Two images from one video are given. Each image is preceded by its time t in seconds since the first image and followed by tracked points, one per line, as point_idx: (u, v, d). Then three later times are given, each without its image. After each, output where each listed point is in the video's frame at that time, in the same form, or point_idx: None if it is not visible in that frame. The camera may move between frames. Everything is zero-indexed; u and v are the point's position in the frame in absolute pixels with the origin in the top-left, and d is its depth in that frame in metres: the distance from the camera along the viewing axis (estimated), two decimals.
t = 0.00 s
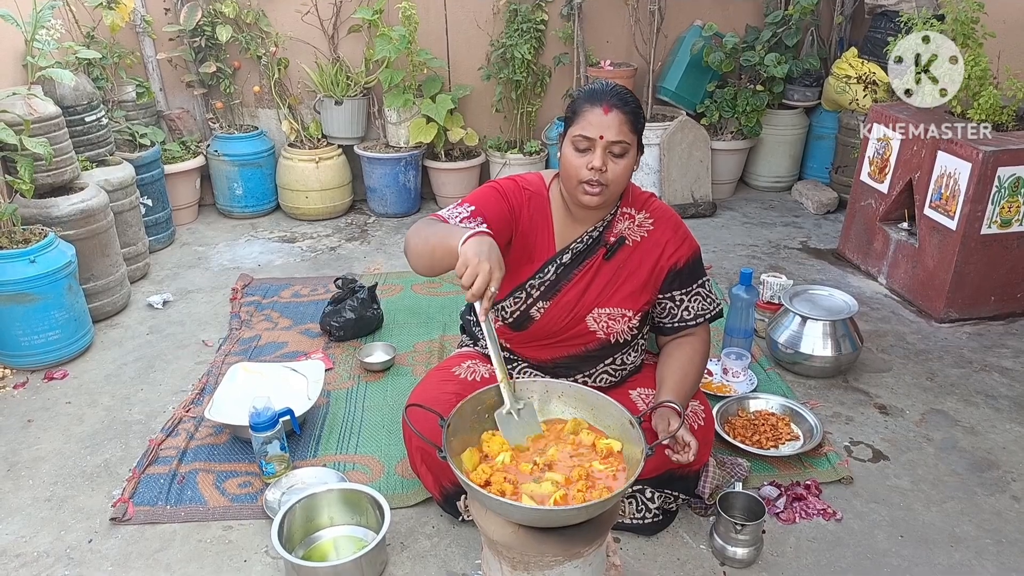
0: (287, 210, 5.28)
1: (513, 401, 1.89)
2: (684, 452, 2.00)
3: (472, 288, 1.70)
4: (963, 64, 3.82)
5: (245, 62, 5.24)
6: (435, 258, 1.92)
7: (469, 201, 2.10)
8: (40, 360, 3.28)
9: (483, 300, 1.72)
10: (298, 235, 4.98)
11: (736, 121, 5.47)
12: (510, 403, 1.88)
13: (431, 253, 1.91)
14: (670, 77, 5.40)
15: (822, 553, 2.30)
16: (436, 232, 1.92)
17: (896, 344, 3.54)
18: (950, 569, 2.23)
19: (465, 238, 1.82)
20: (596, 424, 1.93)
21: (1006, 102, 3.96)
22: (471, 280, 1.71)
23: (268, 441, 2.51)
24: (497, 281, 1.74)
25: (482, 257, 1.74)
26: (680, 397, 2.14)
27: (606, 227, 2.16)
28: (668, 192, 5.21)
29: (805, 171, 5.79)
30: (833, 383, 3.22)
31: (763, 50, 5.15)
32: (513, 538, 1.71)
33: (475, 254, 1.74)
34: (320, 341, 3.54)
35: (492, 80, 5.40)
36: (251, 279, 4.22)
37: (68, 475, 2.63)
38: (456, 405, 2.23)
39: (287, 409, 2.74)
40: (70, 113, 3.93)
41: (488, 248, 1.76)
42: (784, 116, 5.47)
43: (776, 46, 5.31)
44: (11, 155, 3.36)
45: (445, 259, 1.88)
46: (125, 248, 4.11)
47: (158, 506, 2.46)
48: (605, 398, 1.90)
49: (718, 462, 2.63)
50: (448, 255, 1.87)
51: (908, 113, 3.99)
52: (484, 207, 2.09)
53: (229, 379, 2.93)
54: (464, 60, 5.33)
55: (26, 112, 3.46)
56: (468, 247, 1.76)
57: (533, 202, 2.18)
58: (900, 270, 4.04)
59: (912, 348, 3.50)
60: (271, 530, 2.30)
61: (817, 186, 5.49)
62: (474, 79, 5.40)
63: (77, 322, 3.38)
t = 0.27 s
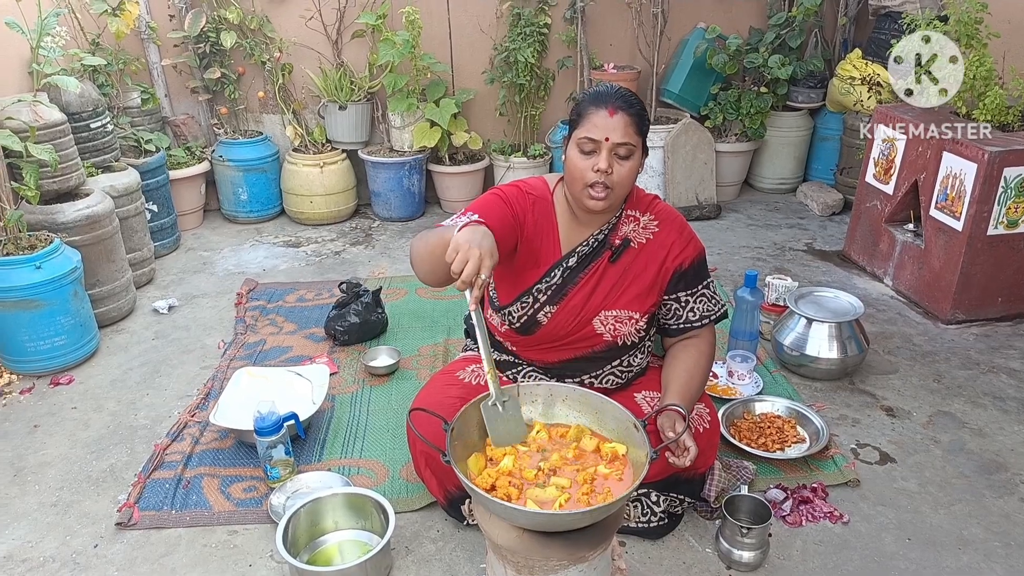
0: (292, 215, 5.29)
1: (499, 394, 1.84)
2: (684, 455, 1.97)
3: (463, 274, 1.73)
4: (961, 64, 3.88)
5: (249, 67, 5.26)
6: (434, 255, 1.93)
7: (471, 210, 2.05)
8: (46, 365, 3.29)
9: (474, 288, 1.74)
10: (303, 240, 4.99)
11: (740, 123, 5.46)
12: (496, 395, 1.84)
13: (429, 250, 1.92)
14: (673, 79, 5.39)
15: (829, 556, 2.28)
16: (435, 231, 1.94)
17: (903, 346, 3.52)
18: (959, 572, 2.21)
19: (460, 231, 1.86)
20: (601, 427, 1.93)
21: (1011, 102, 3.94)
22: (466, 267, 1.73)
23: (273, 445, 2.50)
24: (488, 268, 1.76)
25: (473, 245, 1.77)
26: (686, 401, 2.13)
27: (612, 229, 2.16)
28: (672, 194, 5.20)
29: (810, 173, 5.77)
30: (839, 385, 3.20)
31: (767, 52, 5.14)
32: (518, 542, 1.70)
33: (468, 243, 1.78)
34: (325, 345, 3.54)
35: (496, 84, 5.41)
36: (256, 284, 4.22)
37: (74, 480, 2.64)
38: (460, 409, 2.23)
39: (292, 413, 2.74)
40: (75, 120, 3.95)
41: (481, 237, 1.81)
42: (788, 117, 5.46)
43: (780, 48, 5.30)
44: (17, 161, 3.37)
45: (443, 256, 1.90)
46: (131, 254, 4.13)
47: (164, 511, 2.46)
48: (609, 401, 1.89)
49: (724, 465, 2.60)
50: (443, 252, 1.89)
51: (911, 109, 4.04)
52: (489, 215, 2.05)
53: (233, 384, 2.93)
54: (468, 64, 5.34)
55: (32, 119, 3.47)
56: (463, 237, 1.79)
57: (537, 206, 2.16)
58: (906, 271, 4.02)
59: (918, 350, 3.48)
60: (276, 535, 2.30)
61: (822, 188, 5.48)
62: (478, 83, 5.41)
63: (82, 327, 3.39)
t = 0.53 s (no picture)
0: (298, 216, 5.29)
1: (508, 401, 1.74)
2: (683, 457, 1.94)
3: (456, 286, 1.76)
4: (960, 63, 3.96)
5: (255, 69, 5.27)
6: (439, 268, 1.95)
7: (479, 214, 2.04)
8: (54, 368, 3.31)
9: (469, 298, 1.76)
10: (309, 241, 5.00)
11: (747, 122, 5.44)
12: (505, 402, 1.74)
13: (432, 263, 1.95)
14: (679, 79, 5.37)
15: (837, 559, 2.26)
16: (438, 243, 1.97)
17: (912, 346, 3.49)
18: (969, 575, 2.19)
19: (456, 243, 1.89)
20: (606, 430, 1.91)
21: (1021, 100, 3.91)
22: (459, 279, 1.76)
23: (278, 448, 2.51)
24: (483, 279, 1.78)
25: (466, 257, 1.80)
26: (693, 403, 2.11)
27: (618, 231, 2.15)
28: (679, 194, 5.18)
29: (817, 172, 5.74)
30: (848, 386, 3.18)
31: (774, 51, 5.11)
32: (524, 546, 1.69)
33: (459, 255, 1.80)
34: (330, 347, 3.54)
35: (501, 85, 5.40)
36: (262, 286, 4.23)
37: (81, 483, 2.65)
38: (465, 412, 2.22)
39: (297, 415, 2.74)
40: (82, 123, 3.96)
41: (475, 248, 1.83)
42: (795, 116, 5.43)
43: (787, 47, 5.28)
44: (24, 165, 3.39)
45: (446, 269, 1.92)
46: (137, 256, 4.14)
47: (170, 514, 2.46)
48: (615, 404, 1.88)
49: (731, 468, 2.59)
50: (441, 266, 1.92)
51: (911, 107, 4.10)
52: (496, 220, 2.05)
53: (239, 386, 2.93)
54: (473, 65, 5.33)
55: (39, 122, 3.49)
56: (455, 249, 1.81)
57: (543, 209, 2.16)
58: (915, 271, 3.99)
59: (928, 350, 3.45)
60: (282, 538, 2.30)
61: (829, 187, 5.45)
62: (483, 84, 5.40)
63: (89, 330, 3.40)
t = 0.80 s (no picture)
0: (301, 220, 5.30)
1: (502, 449, 1.72)
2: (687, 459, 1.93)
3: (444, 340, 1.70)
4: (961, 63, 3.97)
5: (257, 74, 5.28)
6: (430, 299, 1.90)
7: (480, 222, 2.06)
8: (57, 373, 3.31)
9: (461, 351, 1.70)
10: (311, 245, 5.00)
11: (749, 122, 5.42)
12: (498, 449, 1.71)
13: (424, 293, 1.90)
14: (681, 79, 5.37)
15: (843, 560, 2.25)
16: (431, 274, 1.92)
17: (917, 345, 3.47)
18: None
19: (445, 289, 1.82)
20: (610, 432, 1.91)
21: None
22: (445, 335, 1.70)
23: (281, 453, 2.51)
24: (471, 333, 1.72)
25: (454, 311, 1.73)
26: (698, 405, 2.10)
27: (621, 232, 2.14)
28: (681, 194, 5.17)
29: (820, 171, 5.72)
30: (852, 386, 3.16)
31: (775, 50, 5.10)
32: (527, 549, 1.69)
33: (449, 307, 1.73)
34: (333, 351, 3.54)
35: (503, 87, 5.40)
36: (265, 290, 4.23)
37: (84, 489, 2.65)
38: (468, 415, 2.22)
39: (300, 419, 2.74)
40: (85, 128, 3.97)
41: (462, 299, 1.76)
42: (798, 116, 5.42)
43: (789, 46, 5.27)
44: (26, 171, 3.39)
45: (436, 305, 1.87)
46: (140, 261, 4.14)
47: (173, 519, 2.46)
48: (618, 406, 1.87)
49: (735, 468, 2.58)
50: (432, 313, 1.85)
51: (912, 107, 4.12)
52: (497, 227, 2.05)
53: (242, 391, 2.93)
54: (474, 67, 5.33)
55: (41, 129, 3.50)
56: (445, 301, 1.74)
57: (545, 212, 2.15)
58: (919, 270, 3.97)
59: (932, 349, 3.44)
60: (286, 542, 2.30)
61: (832, 186, 5.43)
62: (484, 85, 5.40)
63: (92, 335, 3.40)
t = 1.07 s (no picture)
0: (296, 220, 5.29)
1: (483, 402, 1.77)
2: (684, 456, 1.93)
3: (454, 280, 1.71)
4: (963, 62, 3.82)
5: (250, 74, 5.26)
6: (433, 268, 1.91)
7: (472, 216, 2.05)
8: (52, 376, 3.30)
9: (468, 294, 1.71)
10: (307, 245, 4.99)
11: (743, 117, 5.42)
12: (479, 402, 1.77)
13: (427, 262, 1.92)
14: (675, 75, 5.36)
15: (840, 553, 2.26)
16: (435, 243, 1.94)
17: (912, 338, 3.48)
18: (973, 567, 2.18)
19: (458, 240, 1.85)
20: (606, 429, 1.91)
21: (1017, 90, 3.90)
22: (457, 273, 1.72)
23: (278, 453, 2.51)
24: (481, 278, 1.73)
25: (468, 254, 1.75)
26: (694, 402, 2.10)
27: (614, 228, 2.14)
28: (677, 190, 5.17)
29: (815, 166, 5.73)
30: (848, 379, 3.17)
31: (769, 45, 5.10)
32: (524, 547, 1.69)
33: (462, 250, 1.76)
34: (329, 351, 3.53)
35: (497, 84, 5.39)
36: (260, 290, 4.22)
37: (81, 492, 2.64)
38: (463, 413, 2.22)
39: (296, 419, 2.73)
40: (77, 130, 3.96)
41: (478, 246, 1.78)
42: (792, 110, 5.42)
43: (782, 41, 5.27)
44: (18, 174, 3.38)
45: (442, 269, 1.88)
46: (135, 263, 4.13)
47: (170, 521, 2.46)
48: (614, 402, 1.87)
49: (732, 463, 2.59)
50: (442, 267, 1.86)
51: (908, 102, 4.05)
52: (488, 220, 2.04)
53: (238, 392, 2.93)
54: (468, 65, 5.32)
55: (33, 131, 3.49)
56: (459, 244, 1.77)
57: (538, 208, 2.15)
58: (915, 263, 3.98)
59: (928, 342, 3.44)
60: (283, 542, 2.30)
61: (827, 180, 5.43)
62: (478, 83, 5.39)
63: (88, 338, 3.39)
